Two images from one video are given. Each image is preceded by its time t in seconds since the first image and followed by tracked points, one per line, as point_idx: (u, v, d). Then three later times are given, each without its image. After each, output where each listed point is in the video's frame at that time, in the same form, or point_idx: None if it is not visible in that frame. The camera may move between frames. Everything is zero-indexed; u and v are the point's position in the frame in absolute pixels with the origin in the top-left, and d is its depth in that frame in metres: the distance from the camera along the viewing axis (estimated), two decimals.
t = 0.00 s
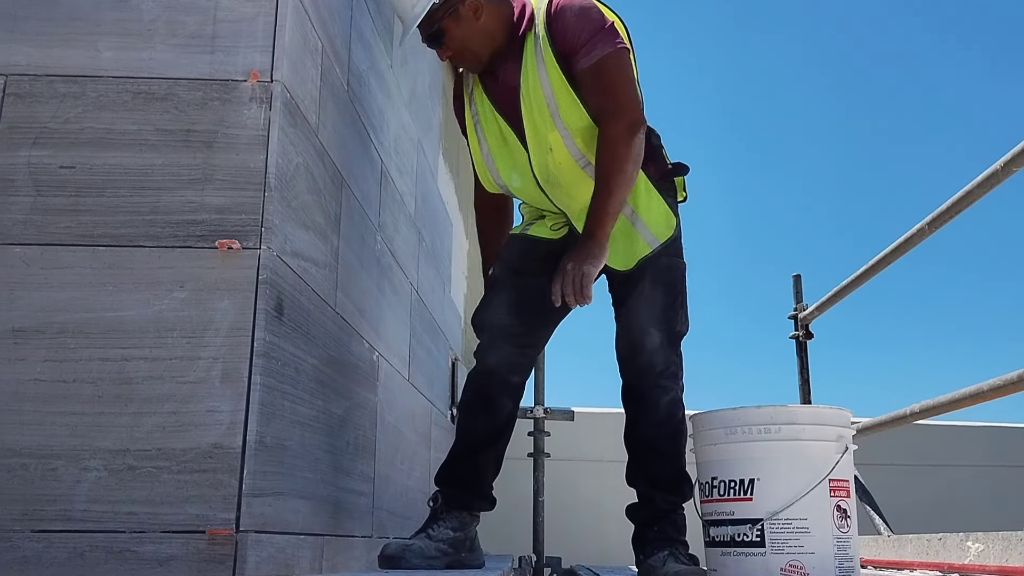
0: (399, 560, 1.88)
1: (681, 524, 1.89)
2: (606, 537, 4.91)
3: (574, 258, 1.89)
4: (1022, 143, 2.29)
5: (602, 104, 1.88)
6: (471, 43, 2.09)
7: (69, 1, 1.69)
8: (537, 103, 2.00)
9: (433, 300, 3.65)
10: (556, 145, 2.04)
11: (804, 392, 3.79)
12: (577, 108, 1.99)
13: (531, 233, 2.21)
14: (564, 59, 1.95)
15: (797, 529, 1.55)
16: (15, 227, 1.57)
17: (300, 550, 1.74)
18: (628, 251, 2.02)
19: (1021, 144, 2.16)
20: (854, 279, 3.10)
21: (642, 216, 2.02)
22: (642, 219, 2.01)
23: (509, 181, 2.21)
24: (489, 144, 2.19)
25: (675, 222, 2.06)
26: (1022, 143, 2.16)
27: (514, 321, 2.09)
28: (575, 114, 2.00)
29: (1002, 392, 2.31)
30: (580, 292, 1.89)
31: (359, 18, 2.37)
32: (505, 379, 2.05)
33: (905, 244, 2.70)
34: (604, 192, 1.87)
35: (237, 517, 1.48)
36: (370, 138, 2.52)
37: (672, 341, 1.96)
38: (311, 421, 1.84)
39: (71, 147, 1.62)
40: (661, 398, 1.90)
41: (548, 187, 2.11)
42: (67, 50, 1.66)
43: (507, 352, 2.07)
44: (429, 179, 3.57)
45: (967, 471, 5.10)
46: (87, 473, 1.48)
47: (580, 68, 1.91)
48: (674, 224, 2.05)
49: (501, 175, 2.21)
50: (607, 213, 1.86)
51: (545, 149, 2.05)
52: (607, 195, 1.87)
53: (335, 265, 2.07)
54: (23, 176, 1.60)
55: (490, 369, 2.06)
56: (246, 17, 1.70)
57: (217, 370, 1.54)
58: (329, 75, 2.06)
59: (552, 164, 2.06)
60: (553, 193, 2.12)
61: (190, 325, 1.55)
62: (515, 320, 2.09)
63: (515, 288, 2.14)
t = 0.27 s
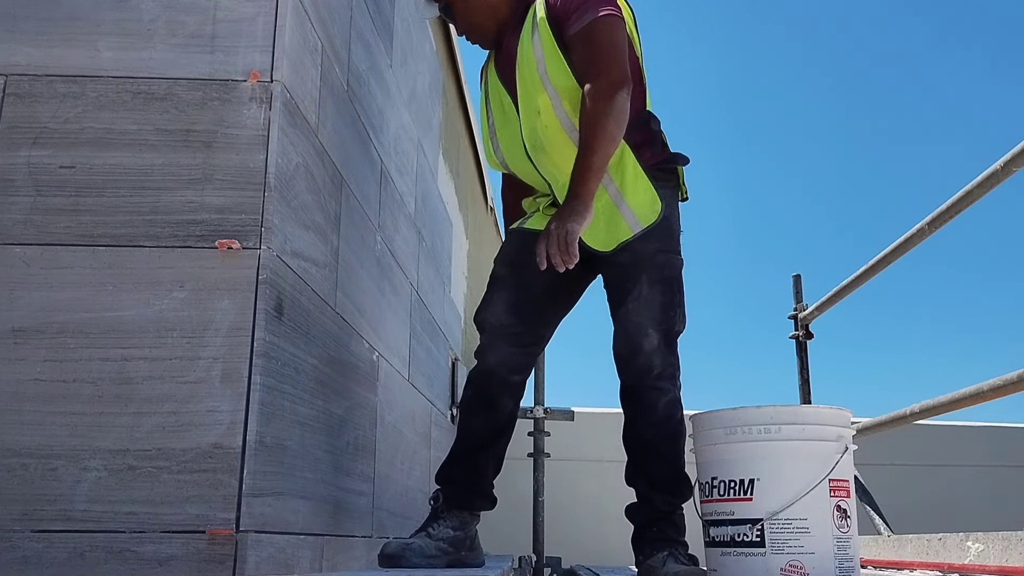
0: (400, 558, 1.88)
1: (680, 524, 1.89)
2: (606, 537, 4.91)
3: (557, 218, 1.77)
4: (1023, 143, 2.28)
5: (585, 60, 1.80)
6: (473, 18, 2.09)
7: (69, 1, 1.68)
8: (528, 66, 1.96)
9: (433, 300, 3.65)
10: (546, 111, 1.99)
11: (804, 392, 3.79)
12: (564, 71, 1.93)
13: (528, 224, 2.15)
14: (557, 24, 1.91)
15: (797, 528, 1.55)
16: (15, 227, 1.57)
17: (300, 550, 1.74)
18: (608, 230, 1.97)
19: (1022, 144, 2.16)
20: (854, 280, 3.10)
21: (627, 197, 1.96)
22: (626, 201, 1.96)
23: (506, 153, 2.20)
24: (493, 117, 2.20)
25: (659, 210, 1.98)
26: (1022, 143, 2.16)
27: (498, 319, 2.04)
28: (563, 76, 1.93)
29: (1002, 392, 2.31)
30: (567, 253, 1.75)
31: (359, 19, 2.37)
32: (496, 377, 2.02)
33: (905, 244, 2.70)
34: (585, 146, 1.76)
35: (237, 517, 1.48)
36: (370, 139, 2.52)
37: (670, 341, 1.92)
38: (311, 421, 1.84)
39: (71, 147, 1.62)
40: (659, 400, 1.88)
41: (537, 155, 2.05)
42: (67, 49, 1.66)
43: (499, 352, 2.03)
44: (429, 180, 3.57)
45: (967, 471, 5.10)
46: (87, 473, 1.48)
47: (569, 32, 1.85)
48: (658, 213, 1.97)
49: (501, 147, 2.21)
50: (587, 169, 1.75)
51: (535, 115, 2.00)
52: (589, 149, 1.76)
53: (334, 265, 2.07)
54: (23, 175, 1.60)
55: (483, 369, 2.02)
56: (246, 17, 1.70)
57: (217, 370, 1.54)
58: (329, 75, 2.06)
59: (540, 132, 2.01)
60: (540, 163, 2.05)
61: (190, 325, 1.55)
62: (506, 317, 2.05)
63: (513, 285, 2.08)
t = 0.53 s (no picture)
0: (399, 558, 1.88)
1: (679, 524, 1.90)
2: (606, 537, 4.91)
3: (544, 187, 1.74)
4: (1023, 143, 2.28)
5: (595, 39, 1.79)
6: None
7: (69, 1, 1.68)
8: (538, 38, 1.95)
9: (433, 300, 3.65)
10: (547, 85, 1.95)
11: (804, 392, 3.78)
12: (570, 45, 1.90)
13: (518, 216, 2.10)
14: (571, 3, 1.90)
15: (798, 528, 1.55)
16: (15, 227, 1.57)
17: (300, 550, 1.74)
18: (588, 217, 1.93)
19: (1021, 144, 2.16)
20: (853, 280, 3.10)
21: (610, 185, 1.91)
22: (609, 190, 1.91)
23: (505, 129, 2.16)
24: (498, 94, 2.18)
25: (640, 206, 1.92)
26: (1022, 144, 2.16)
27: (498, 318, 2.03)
28: (568, 51, 1.90)
29: (1002, 392, 2.31)
30: (549, 222, 1.73)
31: (359, 19, 2.37)
32: (495, 377, 2.02)
33: (905, 244, 2.70)
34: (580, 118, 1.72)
35: (237, 517, 1.48)
36: (370, 138, 2.52)
37: (664, 341, 1.91)
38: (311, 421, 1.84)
39: (71, 147, 1.62)
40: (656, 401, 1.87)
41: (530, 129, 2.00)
42: (67, 49, 1.66)
43: (498, 353, 2.03)
44: (429, 179, 3.57)
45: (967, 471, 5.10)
46: (87, 473, 1.48)
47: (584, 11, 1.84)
48: (639, 209, 1.91)
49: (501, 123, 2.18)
50: (581, 143, 1.71)
51: (535, 88, 1.96)
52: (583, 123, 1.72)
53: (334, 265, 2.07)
54: (23, 175, 1.60)
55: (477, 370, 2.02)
56: (246, 17, 1.70)
57: (217, 370, 1.54)
58: (329, 75, 2.06)
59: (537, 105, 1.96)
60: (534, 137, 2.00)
61: (190, 325, 1.55)
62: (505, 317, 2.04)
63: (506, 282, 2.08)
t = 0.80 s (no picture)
0: (399, 558, 1.87)
1: (679, 524, 1.90)
2: (606, 537, 4.91)
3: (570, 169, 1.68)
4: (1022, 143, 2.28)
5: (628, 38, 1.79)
6: None
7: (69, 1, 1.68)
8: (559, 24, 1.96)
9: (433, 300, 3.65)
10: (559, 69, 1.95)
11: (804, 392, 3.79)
12: (589, 32, 1.90)
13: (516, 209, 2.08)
14: None
15: (798, 528, 1.55)
16: (15, 227, 1.57)
17: (300, 550, 1.74)
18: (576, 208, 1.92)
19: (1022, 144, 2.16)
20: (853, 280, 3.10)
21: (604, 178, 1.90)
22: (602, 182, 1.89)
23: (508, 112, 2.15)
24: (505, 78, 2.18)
25: (630, 206, 1.90)
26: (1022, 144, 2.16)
27: (498, 318, 2.03)
28: (587, 38, 1.90)
29: (1002, 392, 2.31)
30: (573, 208, 1.68)
31: (359, 19, 2.37)
32: (495, 377, 2.02)
33: (905, 244, 2.70)
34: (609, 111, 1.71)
35: (237, 517, 1.48)
36: (370, 139, 2.52)
37: (663, 342, 1.91)
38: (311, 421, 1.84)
39: (71, 147, 1.62)
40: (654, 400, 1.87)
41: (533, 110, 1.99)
42: (67, 50, 1.66)
43: (496, 352, 2.02)
44: (429, 179, 3.57)
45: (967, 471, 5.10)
46: (87, 473, 1.48)
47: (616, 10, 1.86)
48: (628, 209, 1.89)
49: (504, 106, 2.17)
50: (611, 132, 1.68)
51: (547, 71, 1.96)
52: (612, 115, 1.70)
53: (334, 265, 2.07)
54: (23, 175, 1.60)
55: (472, 371, 2.01)
56: (246, 17, 1.70)
57: (217, 370, 1.54)
58: (329, 75, 2.06)
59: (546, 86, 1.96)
60: (535, 119, 1.98)
61: (190, 325, 1.55)
62: (504, 315, 2.03)
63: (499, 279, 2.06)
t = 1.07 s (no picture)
0: (399, 557, 1.86)
1: (679, 523, 1.89)
2: (606, 537, 4.91)
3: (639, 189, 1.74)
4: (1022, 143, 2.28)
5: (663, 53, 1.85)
6: None
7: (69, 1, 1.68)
8: (580, 22, 1.99)
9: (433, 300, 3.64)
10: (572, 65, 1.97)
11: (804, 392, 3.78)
12: (610, 34, 1.94)
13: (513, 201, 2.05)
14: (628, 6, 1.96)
15: (798, 528, 1.55)
16: (15, 227, 1.57)
17: (300, 550, 1.74)
18: (571, 203, 1.92)
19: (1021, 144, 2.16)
20: (853, 280, 3.10)
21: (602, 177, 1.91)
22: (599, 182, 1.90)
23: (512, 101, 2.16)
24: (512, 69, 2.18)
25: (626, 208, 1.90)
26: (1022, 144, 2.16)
27: (497, 317, 2.02)
28: (607, 39, 1.94)
29: (1002, 392, 2.31)
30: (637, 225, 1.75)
31: (359, 18, 2.37)
32: (494, 377, 2.02)
33: (905, 244, 2.70)
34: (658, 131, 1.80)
35: (237, 517, 1.48)
36: (370, 138, 2.52)
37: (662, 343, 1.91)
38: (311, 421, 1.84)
39: (71, 147, 1.62)
40: (654, 400, 1.87)
41: (541, 100, 2.00)
42: (67, 49, 1.66)
43: (496, 351, 2.02)
44: (429, 179, 3.57)
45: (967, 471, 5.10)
46: (87, 473, 1.48)
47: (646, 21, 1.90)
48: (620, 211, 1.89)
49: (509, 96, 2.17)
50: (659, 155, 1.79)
51: (559, 65, 1.98)
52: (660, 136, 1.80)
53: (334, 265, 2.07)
54: (23, 175, 1.60)
55: (468, 371, 2.01)
56: (247, 17, 1.70)
57: (217, 370, 1.54)
58: (329, 75, 2.06)
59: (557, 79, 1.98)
60: (541, 109, 1.99)
61: (190, 325, 1.55)
62: (505, 315, 2.03)
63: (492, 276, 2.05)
